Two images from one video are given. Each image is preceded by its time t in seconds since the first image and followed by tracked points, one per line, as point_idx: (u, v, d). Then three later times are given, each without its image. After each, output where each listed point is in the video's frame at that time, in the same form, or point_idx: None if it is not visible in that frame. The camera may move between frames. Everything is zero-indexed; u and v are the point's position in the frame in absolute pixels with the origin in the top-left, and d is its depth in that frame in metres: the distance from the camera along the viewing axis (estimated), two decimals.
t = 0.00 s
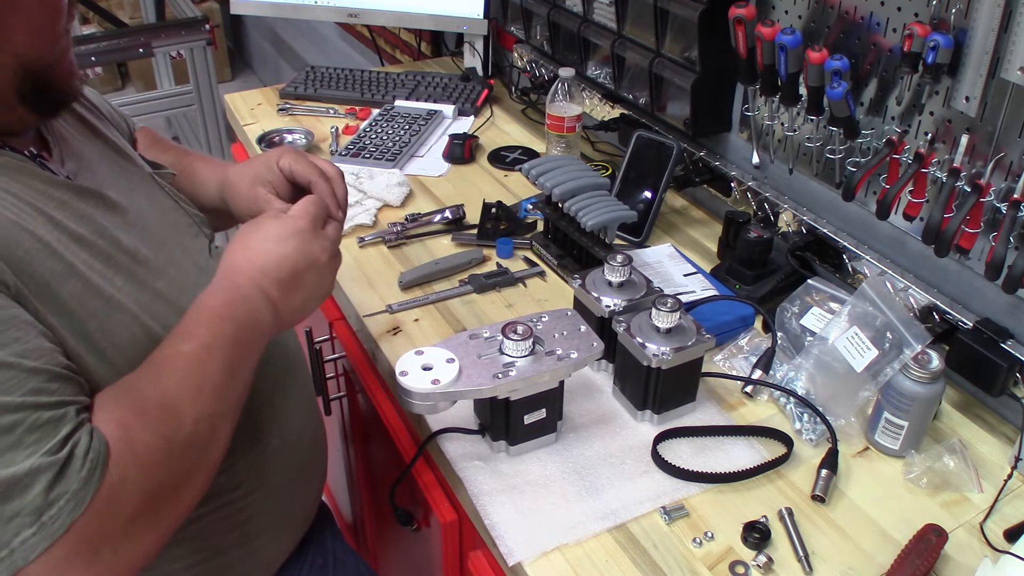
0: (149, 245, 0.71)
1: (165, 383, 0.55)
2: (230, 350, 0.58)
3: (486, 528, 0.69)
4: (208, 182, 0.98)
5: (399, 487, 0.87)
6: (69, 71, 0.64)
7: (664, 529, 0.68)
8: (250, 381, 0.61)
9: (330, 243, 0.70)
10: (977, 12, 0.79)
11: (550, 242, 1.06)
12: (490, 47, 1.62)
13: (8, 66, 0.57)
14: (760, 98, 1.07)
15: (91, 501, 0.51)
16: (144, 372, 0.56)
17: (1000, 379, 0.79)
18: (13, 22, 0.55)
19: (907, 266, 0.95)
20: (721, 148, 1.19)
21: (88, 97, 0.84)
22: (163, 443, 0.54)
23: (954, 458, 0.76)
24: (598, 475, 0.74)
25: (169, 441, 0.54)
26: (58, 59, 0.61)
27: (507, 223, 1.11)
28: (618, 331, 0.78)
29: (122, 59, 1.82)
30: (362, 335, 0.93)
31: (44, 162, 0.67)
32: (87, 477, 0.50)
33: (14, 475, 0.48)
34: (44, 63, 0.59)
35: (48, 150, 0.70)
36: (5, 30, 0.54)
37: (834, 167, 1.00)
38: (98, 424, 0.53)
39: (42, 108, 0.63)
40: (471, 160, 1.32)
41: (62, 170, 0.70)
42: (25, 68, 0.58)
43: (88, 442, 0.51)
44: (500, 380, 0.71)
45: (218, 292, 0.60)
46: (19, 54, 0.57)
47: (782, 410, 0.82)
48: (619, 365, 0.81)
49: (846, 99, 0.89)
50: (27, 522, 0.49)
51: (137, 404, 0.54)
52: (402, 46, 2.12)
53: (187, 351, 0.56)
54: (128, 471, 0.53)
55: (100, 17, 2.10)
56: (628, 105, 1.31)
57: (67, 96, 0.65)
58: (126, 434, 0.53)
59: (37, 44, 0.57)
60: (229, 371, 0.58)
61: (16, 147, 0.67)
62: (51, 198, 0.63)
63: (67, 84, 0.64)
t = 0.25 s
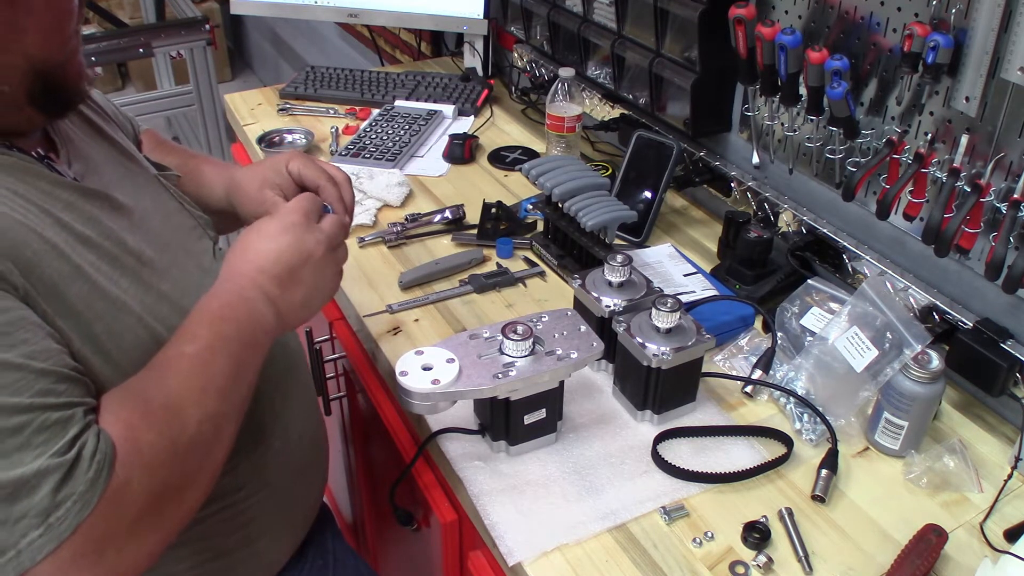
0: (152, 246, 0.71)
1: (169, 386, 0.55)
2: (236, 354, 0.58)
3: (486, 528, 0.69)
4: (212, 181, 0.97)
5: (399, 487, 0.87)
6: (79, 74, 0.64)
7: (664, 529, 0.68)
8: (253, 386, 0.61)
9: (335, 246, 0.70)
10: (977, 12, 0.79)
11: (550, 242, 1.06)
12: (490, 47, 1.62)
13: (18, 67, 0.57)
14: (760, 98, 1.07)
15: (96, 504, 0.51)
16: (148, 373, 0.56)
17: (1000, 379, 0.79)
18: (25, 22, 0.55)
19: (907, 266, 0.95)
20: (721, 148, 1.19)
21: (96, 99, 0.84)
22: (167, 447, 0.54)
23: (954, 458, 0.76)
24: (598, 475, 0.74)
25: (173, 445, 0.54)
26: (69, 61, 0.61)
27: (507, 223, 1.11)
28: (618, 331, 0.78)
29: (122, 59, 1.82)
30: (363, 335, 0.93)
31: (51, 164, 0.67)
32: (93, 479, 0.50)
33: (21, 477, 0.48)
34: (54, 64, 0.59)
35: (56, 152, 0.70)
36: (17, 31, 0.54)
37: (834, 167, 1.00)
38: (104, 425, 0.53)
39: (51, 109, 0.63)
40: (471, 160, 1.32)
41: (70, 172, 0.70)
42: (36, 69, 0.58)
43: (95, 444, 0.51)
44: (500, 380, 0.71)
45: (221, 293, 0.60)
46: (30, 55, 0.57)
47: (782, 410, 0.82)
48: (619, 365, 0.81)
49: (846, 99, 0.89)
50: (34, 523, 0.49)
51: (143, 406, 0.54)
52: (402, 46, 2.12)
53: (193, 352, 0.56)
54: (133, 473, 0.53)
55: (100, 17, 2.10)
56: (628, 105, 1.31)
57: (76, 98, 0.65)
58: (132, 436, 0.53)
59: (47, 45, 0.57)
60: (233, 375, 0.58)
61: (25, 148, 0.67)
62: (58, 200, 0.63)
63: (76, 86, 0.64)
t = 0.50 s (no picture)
0: (153, 247, 0.71)
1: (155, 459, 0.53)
2: (225, 429, 0.55)
3: (486, 528, 0.69)
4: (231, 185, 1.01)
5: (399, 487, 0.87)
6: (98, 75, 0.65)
7: (664, 529, 0.68)
8: (242, 461, 0.58)
9: (371, 310, 0.64)
10: (977, 12, 0.79)
11: (550, 242, 1.06)
12: (490, 47, 1.62)
13: (48, 74, 0.58)
14: (760, 98, 1.07)
15: None
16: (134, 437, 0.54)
17: (1000, 379, 0.79)
18: (53, 28, 0.56)
19: (907, 266, 0.95)
20: (721, 148, 1.19)
21: (111, 105, 0.85)
22: (134, 521, 0.52)
23: (954, 458, 0.76)
24: (598, 475, 0.74)
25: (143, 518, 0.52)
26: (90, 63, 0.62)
27: (507, 223, 1.11)
28: (618, 331, 0.78)
29: (122, 59, 1.82)
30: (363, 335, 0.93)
31: (70, 171, 0.68)
32: (47, 552, 0.48)
33: None
34: (78, 67, 0.60)
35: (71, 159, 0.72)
36: (46, 39, 0.56)
37: (834, 167, 1.00)
38: (74, 492, 0.51)
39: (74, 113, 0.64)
40: (471, 160, 1.32)
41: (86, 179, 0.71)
42: (61, 73, 0.59)
43: (53, 516, 0.49)
44: (500, 380, 0.71)
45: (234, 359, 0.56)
46: (56, 60, 0.58)
47: (782, 410, 0.82)
48: (619, 365, 0.81)
49: (846, 99, 0.89)
50: None
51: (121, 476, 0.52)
52: (401, 46, 2.12)
53: (186, 424, 0.54)
54: (94, 546, 0.51)
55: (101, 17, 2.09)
56: (628, 105, 1.31)
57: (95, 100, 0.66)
58: (100, 505, 0.51)
59: (72, 50, 0.59)
60: (219, 450, 0.55)
61: (39, 152, 0.68)
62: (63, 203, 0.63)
63: (98, 88, 0.65)
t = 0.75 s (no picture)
0: (154, 247, 0.71)
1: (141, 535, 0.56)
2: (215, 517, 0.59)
3: (486, 528, 0.69)
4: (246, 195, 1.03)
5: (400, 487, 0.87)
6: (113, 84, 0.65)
7: (664, 529, 0.68)
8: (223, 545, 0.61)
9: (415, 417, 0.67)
10: (977, 12, 0.79)
11: (550, 242, 1.06)
12: (490, 47, 1.62)
13: (53, 90, 0.58)
14: (760, 98, 1.07)
15: None
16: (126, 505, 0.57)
17: (1000, 379, 0.79)
18: (56, 45, 0.56)
19: (907, 266, 0.95)
20: (721, 148, 1.19)
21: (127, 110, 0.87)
22: None
23: (954, 458, 0.76)
24: (598, 475, 0.74)
25: None
26: (101, 74, 0.62)
27: (507, 222, 1.11)
28: (618, 331, 0.78)
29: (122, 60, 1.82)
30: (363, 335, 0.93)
31: (82, 179, 0.70)
32: None
33: None
34: (86, 81, 0.60)
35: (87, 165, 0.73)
36: (50, 55, 0.56)
37: (834, 167, 1.00)
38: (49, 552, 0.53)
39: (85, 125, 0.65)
40: (471, 160, 1.32)
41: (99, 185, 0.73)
42: (69, 86, 0.60)
43: None
44: (500, 380, 0.71)
45: (247, 453, 0.60)
46: (62, 73, 0.58)
47: (782, 410, 0.82)
48: (619, 365, 0.81)
49: (846, 99, 0.89)
50: None
51: (102, 545, 0.55)
52: (402, 46, 2.12)
53: (180, 505, 0.58)
54: None
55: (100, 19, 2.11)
56: (628, 105, 1.31)
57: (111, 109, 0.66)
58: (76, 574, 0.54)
59: (77, 65, 0.59)
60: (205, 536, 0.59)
61: (55, 160, 0.70)
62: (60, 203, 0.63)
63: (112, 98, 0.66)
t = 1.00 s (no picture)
0: (156, 247, 0.71)
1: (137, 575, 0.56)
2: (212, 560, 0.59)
3: (486, 528, 0.69)
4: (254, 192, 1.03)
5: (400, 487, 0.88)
6: (133, 102, 0.63)
7: (664, 529, 0.68)
8: None
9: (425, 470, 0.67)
10: (977, 12, 0.79)
11: (550, 242, 1.06)
12: (490, 47, 1.62)
13: (60, 115, 0.57)
14: (760, 98, 1.07)
15: None
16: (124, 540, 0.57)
17: (1000, 379, 0.79)
18: (58, 71, 0.54)
19: (906, 266, 0.95)
20: (721, 148, 1.19)
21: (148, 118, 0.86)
22: None
23: (954, 458, 0.76)
24: (598, 475, 0.74)
25: None
26: (115, 96, 0.60)
27: (507, 223, 1.11)
28: (618, 331, 0.78)
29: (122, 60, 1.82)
30: (364, 335, 0.93)
31: (97, 191, 0.69)
32: None
33: None
34: (98, 107, 0.59)
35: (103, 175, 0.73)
36: (54, 81, 0.54)
37: (834, 167, 1.00)
38: None
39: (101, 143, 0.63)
40: (471, 160, 1.32)
41: (114, 197, 0.72)
42: (77, 110, 0.58)
43: None
44: (500, 380, 0.71)
45: (251, 500, 0.60)
46: (68, 98, 0.56)
47: (782, 410, 0.82)
48: (619, 364, 0.81)
49: (846, 99, 0.89)
50: None
51: None
52: (401, 46, 2.12)
53: (178, 548, 0.58)
54: None
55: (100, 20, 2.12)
56: (628, 105, 1.31)
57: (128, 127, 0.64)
58: None
59: (85, 91, 0.57)
60: None
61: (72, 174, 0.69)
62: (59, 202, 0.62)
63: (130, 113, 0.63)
